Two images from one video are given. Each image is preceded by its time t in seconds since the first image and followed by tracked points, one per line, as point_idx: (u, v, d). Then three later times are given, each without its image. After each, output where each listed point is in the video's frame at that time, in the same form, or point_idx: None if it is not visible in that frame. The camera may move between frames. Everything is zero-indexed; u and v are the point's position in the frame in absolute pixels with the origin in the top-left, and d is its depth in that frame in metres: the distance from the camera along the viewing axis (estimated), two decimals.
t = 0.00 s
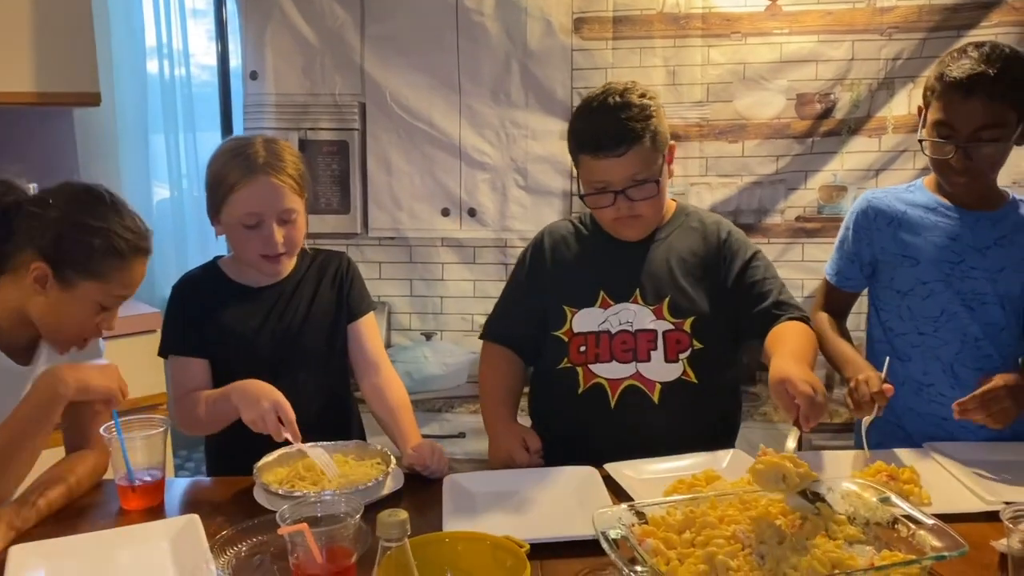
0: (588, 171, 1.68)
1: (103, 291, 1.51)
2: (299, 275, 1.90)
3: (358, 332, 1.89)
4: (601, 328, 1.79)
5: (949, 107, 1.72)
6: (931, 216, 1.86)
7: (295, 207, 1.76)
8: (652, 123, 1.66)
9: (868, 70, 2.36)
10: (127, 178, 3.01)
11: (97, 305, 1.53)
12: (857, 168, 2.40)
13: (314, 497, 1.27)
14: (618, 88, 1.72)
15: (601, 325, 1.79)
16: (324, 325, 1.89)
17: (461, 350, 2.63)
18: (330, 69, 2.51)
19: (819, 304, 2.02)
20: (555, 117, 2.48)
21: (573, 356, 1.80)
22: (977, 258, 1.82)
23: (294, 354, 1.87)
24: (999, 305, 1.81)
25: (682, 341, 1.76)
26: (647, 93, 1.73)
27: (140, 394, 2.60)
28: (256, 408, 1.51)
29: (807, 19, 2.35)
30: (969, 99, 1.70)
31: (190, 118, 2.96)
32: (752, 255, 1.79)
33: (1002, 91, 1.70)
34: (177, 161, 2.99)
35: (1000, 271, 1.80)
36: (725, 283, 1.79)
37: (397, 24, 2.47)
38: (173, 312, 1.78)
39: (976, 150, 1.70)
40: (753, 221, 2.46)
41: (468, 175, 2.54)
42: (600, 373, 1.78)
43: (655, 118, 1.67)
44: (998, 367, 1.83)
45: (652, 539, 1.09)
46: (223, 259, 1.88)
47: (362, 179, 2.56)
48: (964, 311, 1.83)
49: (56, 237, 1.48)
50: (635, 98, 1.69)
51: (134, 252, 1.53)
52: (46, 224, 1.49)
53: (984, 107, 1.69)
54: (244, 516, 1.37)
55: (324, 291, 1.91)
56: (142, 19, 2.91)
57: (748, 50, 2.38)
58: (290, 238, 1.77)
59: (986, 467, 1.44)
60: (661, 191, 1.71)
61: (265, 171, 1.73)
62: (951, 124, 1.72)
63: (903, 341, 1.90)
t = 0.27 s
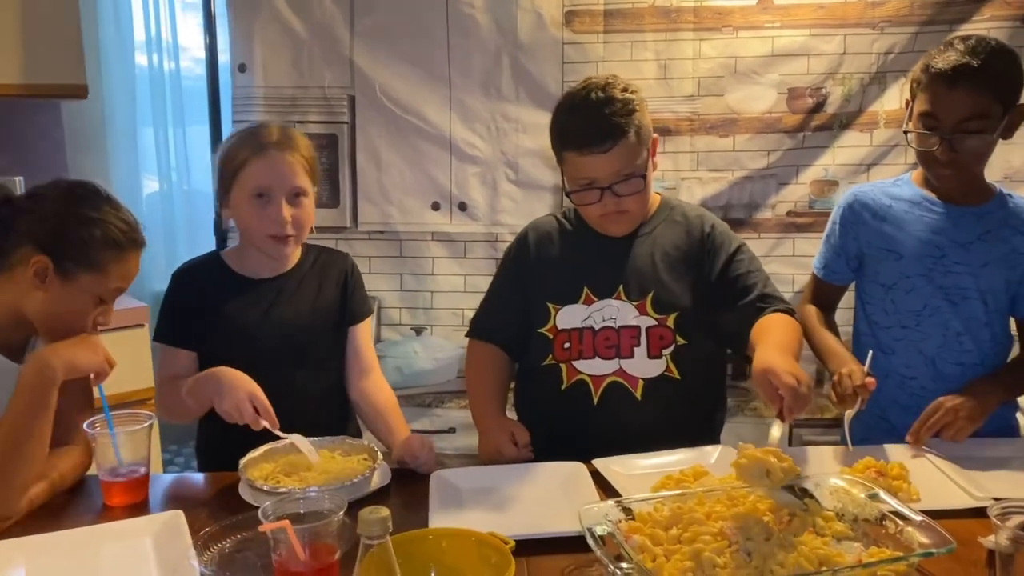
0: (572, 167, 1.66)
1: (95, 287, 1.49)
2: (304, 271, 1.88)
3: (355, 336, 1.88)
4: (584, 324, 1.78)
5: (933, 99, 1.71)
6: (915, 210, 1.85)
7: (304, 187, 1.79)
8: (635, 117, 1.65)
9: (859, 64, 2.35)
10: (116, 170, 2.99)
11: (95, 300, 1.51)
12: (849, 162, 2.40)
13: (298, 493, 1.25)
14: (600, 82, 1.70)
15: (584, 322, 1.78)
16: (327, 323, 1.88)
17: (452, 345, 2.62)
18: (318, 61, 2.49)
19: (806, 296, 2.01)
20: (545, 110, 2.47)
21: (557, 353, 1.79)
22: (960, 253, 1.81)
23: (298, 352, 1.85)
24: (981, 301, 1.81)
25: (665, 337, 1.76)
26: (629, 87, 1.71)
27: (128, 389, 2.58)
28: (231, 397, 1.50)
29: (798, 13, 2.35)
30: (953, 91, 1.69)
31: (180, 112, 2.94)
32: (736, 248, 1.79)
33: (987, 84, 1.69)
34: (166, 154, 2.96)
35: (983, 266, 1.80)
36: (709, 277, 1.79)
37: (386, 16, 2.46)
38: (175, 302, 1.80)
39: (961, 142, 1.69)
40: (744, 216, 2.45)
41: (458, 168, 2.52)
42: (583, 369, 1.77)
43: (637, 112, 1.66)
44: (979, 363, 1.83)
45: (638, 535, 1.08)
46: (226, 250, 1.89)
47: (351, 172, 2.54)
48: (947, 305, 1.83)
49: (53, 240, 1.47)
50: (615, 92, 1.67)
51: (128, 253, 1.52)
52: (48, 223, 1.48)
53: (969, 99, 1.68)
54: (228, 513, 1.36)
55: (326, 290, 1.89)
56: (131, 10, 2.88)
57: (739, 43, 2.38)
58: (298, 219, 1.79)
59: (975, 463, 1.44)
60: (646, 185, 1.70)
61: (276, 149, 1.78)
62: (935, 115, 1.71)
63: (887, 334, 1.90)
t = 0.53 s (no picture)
0: (558, 161, 1.65)
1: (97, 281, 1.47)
2: (317, 268, 1.89)
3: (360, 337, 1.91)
4: (572, 319, 1.78)
5: (918, 98, 1.70)
6: (898, 203, 1.85)
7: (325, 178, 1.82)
8: (620, 109, 1.64)
9: (850, 57, 2.35)
10: (104, 163, 2.96)
11: (94, 297, 1.49)
12: (839, 156, 2.39)
13: (283, 486, 1.24)
14: (585, 75, 1.69)
15: (572, 316, 1.78)
16: (334, 321, 1.89)
17: (441, 338, 2.61)
18: (307, 53, 2.47)
19: (794, 288, 2.01)
20: (535, 102, 2.45)
21: (545, 347, 1.80)
22: (940, 247, 1.81)
23: (301, 351, 1.86)
24: (961, 294, 1.81)
25: (654, 330, 1.76)
26: (614, 79, 1.70)
27: (116, 383, 2.56)
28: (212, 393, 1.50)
29: (789, 6, 2.34)
30: (939, 89, 1.68)
31: (169, 104, 2.91)
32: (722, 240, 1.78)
33: (971, 82, 1.69)
34: (155, 148, 2.93)
35: (964, 260, 1.79)
36: (694, 269, 1.78)
37: (376, 7, 2.44)
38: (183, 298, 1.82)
39: (946, 141, 1.69)
40: (734, 210, 2.45)
41: (448, 161, 2.51)
42: (572, 364, 1.78)
43: (623, 103, 1.65)
44: (960, 356, 1.83)
45: (625, 528, 1.08)
46: (237, 241, 1.90)
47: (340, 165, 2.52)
48: (927, 298, 1.83)
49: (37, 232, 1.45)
50: (600, 84, 1.67)
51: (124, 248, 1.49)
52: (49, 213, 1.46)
53: (954, 97, 1.67)
54: (213, 506, 1.34)
55: (334, 287, 1.89)
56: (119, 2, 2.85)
57: (730, 36, 2.37)
58: (316, 209, 1.80)
59: (962, 457, 1.44)
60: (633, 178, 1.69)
61: (299, 137, 1.79)
62: (920, 114, 1.70)
63: (869, 326, 1.90)
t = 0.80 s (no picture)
0: (552, 157, 1.65)
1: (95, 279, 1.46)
2: (328, 263, 1.90)
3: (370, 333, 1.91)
4: (566, 315, 1.79)
5: (907, 95, 1.70)
6: (889, 198, 1.86)
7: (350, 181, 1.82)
8: (615, 104, 1.64)
9: (843, 52, 2.35)
10: (95, 156, 2.94)
11: (94, 296, 1.49)
12: (832, 151, 2.40)
13: (275, 480, 1.23)
14: (578, 69, 1.69)
15: (566, 312, 1.78)
16: (340, 318, 1.89)
17: (434, 333, 2.60)
18: (300, 45, 2.45)
19: (786, 282, 2.02)
20: (528, 96, 2.45)
21: (539, 344, 1.80)
22: (930, 241, 1.81)
23: (306, 347, 1.86)
24: (949, 288, 1.81)
25: (647, 326, 1.77)
26: (607, 74, 1.70)
27: (108, 376, 2.55)
28: (210, 384, 1.54)
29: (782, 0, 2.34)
30: (929, 85, 1.68)
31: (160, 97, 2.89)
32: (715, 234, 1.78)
33: (960, 78, 1.69)
34: (146, 140, 2.91)
35: (952, 254, 1.80)
36: (687, 263, 1.78)
37: None
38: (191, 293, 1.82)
39: (936, 137, 1.69)
40: (727, 204, 2.45)
41: (441, 154, 2.50)
42: (566, 361, 1.78)
43: (617, 99, 1.64)
44: (949, 350, 1.83)
45: (617, 522, 1.08)
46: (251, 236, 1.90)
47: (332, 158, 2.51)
48: (916, 292, 1.83)
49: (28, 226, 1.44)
50: (595, 79, 1.66)
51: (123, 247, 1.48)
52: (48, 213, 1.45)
53: (944, 94, 1.68)
54: (205, 500, 1.34)
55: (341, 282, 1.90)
56: None
57: (723, 30, 2.37)
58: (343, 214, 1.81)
59: (952, 451, 1.45)
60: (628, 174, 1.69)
61: (325, 145, 1.78)
62: (909, 110, 1.70)
63: (860, 320, 1.91)
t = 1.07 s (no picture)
0: (546, 153, 1.65)
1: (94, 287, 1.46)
2: (330, 257, 1.90)
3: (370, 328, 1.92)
4: (559, 311, 1.79)
5: (902, 89, 1.71)
6: (883, 193, 1.87)
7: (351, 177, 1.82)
8: (609, 100, 1.64)
9: (837, 48, 2.36)
10: (88, 150, 2.92)
11: (96, 303, 1.49)
12: (826, 147, 2.41)
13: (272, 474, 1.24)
14: (572, 65, 1.69)
15: (559, 308, 1.79)
16: (341, 314, 1.89)
17: (429, 328, 2.61)
18: (294, 40, 2.45)
19: (780, 276, 2.02)
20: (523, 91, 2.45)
21: (533, 339, 1.80)
22: (924, 237, 1.82)
23: (304, 341, 1.86)
24: (943, 283, 1.82)
25: (641, 323, 1.78)
26: (601, 70, 1.70)
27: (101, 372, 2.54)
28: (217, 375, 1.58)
29: None
30: (923, 81, 1.69)
31: (154, 91, 2.89)
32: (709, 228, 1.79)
33: (954, 74, 1.70)
34: (139, 134, 2.91)
35: (945, 249, 1.81)
36: (681, 258, 1.79)
37: None
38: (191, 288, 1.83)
39: (929, 131, 1.70)
40: (721, 200, 2.46)
41: (436, 149, 2.50)
42: (560, 357, 1.78)
43: (611, 95, 1.65)
44: (941, 345, 1.85)
45: (612, 516, 1.09)
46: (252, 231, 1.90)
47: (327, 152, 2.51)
48: (910, 288, 1.84)
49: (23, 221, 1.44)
50: (588, 75, 1.66)
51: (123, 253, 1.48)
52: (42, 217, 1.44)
53: (937, 90, 1.69)
54: (201, 495, 1.34)
55: (341, 277, 1.90)
56: None
57: (718, 26, 2.37)
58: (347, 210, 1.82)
59: (945, 446, 1.46)
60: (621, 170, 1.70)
61: (326, 143, 1.77)
62: (904, 105, 1.71)
63: (853, 315, 1.92)
